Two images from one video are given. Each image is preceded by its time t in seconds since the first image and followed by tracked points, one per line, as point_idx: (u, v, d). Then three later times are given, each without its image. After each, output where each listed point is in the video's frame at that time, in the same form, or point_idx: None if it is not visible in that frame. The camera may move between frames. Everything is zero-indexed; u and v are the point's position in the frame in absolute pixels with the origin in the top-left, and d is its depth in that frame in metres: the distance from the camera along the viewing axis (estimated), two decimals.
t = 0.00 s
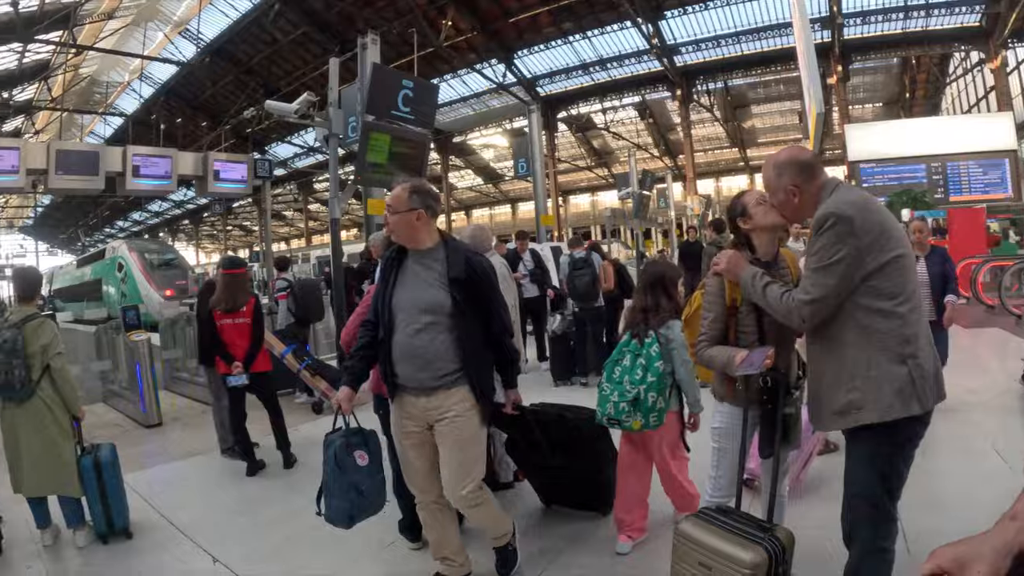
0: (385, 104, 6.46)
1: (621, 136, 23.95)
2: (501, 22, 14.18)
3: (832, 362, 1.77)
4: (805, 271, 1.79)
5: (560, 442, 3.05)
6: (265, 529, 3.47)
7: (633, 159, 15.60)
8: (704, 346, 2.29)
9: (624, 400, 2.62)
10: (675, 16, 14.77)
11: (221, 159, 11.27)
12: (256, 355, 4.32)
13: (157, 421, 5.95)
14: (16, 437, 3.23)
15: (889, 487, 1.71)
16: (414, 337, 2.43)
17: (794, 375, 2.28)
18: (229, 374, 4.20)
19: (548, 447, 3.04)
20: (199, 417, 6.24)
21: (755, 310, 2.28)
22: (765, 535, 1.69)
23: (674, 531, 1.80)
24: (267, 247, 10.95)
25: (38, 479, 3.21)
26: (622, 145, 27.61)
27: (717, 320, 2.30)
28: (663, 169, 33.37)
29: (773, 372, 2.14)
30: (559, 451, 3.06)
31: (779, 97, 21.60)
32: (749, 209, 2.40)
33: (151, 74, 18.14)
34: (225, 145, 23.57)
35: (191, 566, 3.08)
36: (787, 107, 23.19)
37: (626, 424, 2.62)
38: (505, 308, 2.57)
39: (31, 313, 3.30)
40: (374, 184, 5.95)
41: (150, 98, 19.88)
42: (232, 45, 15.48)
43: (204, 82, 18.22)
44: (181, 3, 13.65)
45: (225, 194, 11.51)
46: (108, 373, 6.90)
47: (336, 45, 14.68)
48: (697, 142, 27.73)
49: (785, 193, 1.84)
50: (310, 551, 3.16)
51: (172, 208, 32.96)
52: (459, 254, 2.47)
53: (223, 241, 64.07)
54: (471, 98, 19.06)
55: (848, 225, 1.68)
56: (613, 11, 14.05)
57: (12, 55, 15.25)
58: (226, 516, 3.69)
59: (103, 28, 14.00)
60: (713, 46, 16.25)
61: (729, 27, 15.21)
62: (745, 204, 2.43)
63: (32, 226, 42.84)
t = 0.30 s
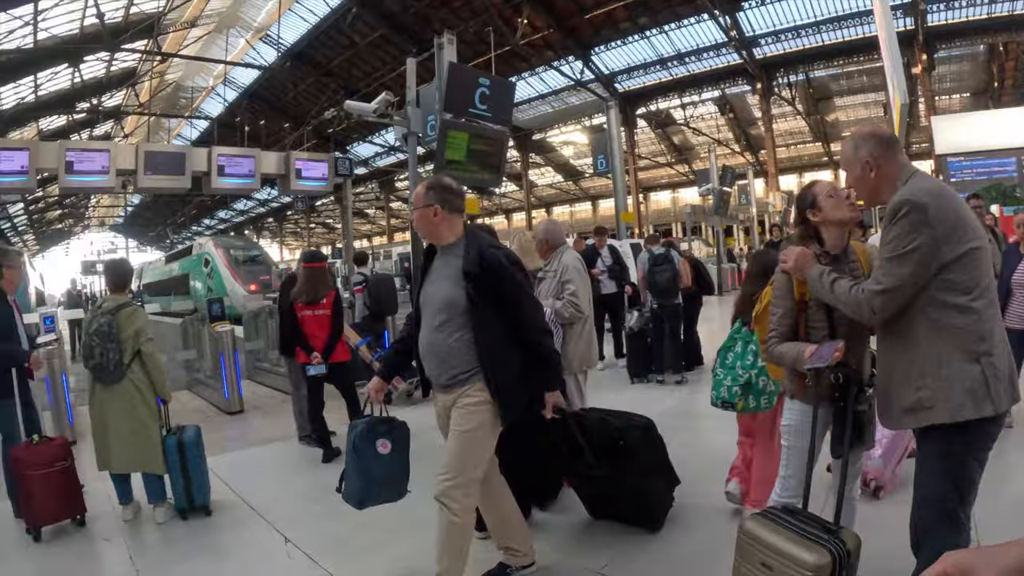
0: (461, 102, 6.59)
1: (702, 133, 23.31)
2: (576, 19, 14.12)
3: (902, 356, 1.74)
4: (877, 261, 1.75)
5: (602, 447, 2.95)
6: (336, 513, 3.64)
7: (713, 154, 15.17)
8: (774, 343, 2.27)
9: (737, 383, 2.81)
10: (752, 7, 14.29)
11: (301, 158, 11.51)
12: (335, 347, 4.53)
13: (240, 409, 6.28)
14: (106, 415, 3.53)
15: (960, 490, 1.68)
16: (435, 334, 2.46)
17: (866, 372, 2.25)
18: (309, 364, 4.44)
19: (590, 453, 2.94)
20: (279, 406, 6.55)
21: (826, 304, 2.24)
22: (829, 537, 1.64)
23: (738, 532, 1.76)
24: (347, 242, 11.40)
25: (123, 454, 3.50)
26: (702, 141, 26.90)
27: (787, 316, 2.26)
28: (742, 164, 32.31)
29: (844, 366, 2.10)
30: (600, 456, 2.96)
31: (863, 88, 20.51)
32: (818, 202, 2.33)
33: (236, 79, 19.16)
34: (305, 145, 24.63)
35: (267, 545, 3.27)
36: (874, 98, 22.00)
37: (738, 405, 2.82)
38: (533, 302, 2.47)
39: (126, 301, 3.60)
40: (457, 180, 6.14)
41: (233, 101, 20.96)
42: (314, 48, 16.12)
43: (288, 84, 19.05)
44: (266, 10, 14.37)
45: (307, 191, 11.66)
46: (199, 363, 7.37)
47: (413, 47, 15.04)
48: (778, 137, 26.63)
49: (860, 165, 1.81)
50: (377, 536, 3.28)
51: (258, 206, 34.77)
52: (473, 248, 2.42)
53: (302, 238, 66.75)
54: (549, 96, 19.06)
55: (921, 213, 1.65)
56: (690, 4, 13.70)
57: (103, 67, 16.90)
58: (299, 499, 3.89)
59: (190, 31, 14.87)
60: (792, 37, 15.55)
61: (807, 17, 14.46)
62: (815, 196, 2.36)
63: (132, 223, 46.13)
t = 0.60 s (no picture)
0: (517, 102, 6.64)
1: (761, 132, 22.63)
2: (631, 17, 13.92)
3: (958, 359, 1.67)
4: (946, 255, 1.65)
5: (618, 468, 2.79)
6: (383, 509, 3.71)
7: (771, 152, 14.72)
8: (832, 348, 2.25)
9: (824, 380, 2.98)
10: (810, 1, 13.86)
11: (360, 159, 12.09)
12: (390, 345, 4.62)
13: (294, 405, 6.44)
14: (163, 406, 3.63)
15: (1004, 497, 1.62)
16: (423, 339, 2.49)
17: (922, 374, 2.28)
18: (365, 362, 4.54)
19: (605, 475, 2.77)
20: (332, 403, 6.69)
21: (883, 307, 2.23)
22: (886, 551, 1.55)
23: (793, 541, 1.70)
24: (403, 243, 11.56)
25: (181, 446, 3.62)
26: (759, 140, 26.24)
27: (843, 320, 2.25)
28: (801, 163, 31.35)
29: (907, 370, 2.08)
30: (618, 481, 2.80)
31: (922, 84, 19.67)
32: (875, 202, 2.25)
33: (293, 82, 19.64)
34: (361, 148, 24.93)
35: (318, 538, 3.35)
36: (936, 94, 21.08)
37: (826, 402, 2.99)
38: (521, 307, 2.33)
39: (193, 297, 3.72)
40: (513, 179, 6.35)
41: (290, 104, 21.53)
42: (370, 52, 16.37)
43: (344, 87, 19.41)
44: (321, 13, 14.72)
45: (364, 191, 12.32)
46: (258, 359, 7.62)
47: (468, 48, 15.13)
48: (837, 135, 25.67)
49: (938, 143, 1.76)
50: (423, 534, 3.33)
51: (314, 207, 35.56)
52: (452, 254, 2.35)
53: (355, 237, 68.00)
54: (604, 96, 18.86)
55: (1002, 207, 1.56)
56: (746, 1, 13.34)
57: (165, 73, 17.53)
58: (345, 494, 3.97)
59: (250, 36, 15.29)
60: (851, 32, 14.98)
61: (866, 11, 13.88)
62: (876, 192, 2.25)
63: (195, 223, 47.85)
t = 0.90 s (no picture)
0: (545, 104, 6.68)
1: (787, 134, 22.36)
2: (657, 19, 13.81)
3: (1006, 372, 1.60)
4: (1001, 264, 1.59)
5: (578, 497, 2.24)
6: (407, 511, 3.73)
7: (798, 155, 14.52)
8: (855, 353, 2.21)
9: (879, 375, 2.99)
10: (837, 2, 13.68)
11: (384, 162, 11.98)
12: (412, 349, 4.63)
13: (319, 405, 6.50)
14: (188, 407, 3.62)
15: None
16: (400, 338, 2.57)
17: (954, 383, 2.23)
18: (388, 365, 4.55)
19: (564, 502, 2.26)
20: (356, 404, 6.73)
21: (909, 315, 2.18)
22: (918, 565, 1.49)
23: (822, 552, 1.68)
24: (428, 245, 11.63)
25: (206, 448, 3.60)
26: (786, 143, 25.92)
27: (868, 326, 2.20)
28: (828, 166, 30.95)
29: (941, 381, 2.03)
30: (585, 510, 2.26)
31: (952, 84, 19.33)
32: (906, 206, 2.20)
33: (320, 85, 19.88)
34: (387, 150, 25.07)
35: (339, 541, 3.35)
36: (962, 95, 20.73)
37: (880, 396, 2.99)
38: (478, 315, 2.29)
39: (221, 299, 3.74)
40: (541, 182, 6.36)
41: (316, 107, 21.75)
42: (397, 55, 16.49)
43: (371, 91, 19.61)
44: (347, 17, 14.85)
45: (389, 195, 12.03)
46: (283, 360, 7.70)
47: (494, 50, 15.16)
48: (865, 138, 25.25)
49: (981, 141, 1.71)
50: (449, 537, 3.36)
51: (339, 209, 35.89)
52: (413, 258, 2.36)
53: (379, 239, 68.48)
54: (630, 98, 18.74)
55: None
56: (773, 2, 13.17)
57: (192, 76, 17.81)
58: (368, 495, 4.02)
59: (276, 39, 15.46)
60: (880, 32, 14.70)
61: (896, 11, 13.59)
62: (905, 197, 2.20)
63: (223, 224, 48.63)
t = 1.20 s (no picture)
0: (574, 109, 6.70)
1: (819, 138, 21.96)
2: (686, 21, 13.66)
3: None
4: None
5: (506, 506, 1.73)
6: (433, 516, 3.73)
7: (831, 158, 14.25)
8: (892, 364, 2.18)
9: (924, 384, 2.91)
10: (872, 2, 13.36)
11: (416, 164, 12.32)
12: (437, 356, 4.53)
13: (349, 408, 6.53)
14: (210, 415, 3.63)
15: None
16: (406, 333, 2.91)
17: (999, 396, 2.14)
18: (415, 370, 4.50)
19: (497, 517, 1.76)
20: (385, 407, 6.76)
21: (948, 325, 2.13)
22: None
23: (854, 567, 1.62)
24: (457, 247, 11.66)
25: (238, 456, 3.62)
26: (818, 147, 25.45)
27: (905, 335, 2.17)
28: (861, 169, 30.29)
29: (978, 395, 1.96)
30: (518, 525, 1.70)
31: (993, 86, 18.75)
32: (945, 213, 2.15)
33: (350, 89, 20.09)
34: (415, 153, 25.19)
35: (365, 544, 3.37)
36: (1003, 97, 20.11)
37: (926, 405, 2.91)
38: (441, 323, 2.42)
39: (237, 304, 3.77)
40: (569, 185, 6.44)
41: (346, 111, 21.96)
42: (426, 59, 16.59)
43: (400, 94, 19.72)
44: (377, 21, 14.98)
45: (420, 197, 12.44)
46: (311, 361, 7.78)
47: (523, 54, 15.16)
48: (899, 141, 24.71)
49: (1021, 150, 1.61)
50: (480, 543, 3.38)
51: (366, 212, 36.17)
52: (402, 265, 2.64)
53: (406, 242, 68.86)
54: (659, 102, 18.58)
55: None
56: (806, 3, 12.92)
57: (223, 80, 18.13)
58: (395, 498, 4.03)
59: (307, 43, 15.66)
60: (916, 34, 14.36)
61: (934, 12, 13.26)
62: (944, 205, 2.16)
63: (254, 226, 49.43)
